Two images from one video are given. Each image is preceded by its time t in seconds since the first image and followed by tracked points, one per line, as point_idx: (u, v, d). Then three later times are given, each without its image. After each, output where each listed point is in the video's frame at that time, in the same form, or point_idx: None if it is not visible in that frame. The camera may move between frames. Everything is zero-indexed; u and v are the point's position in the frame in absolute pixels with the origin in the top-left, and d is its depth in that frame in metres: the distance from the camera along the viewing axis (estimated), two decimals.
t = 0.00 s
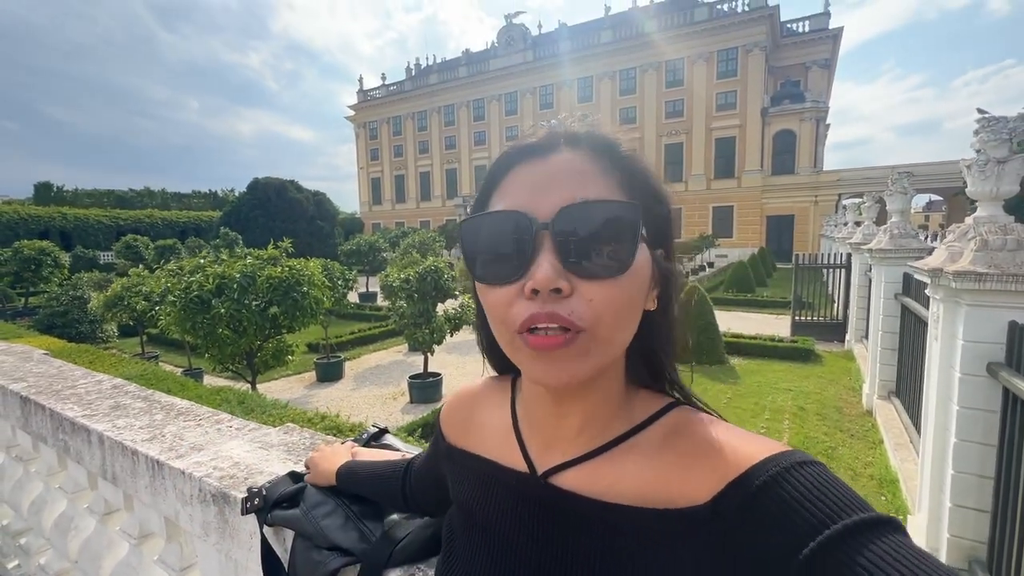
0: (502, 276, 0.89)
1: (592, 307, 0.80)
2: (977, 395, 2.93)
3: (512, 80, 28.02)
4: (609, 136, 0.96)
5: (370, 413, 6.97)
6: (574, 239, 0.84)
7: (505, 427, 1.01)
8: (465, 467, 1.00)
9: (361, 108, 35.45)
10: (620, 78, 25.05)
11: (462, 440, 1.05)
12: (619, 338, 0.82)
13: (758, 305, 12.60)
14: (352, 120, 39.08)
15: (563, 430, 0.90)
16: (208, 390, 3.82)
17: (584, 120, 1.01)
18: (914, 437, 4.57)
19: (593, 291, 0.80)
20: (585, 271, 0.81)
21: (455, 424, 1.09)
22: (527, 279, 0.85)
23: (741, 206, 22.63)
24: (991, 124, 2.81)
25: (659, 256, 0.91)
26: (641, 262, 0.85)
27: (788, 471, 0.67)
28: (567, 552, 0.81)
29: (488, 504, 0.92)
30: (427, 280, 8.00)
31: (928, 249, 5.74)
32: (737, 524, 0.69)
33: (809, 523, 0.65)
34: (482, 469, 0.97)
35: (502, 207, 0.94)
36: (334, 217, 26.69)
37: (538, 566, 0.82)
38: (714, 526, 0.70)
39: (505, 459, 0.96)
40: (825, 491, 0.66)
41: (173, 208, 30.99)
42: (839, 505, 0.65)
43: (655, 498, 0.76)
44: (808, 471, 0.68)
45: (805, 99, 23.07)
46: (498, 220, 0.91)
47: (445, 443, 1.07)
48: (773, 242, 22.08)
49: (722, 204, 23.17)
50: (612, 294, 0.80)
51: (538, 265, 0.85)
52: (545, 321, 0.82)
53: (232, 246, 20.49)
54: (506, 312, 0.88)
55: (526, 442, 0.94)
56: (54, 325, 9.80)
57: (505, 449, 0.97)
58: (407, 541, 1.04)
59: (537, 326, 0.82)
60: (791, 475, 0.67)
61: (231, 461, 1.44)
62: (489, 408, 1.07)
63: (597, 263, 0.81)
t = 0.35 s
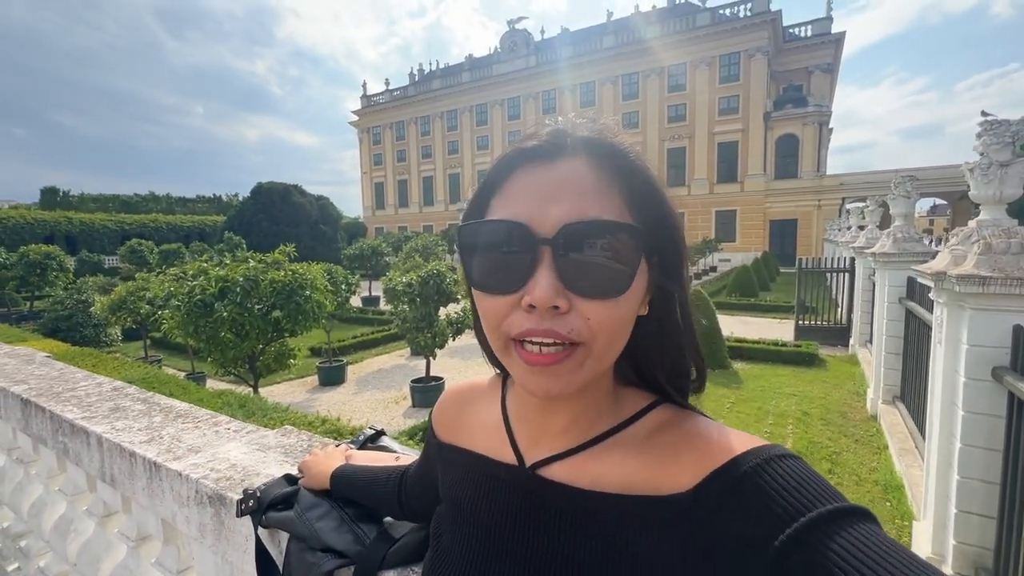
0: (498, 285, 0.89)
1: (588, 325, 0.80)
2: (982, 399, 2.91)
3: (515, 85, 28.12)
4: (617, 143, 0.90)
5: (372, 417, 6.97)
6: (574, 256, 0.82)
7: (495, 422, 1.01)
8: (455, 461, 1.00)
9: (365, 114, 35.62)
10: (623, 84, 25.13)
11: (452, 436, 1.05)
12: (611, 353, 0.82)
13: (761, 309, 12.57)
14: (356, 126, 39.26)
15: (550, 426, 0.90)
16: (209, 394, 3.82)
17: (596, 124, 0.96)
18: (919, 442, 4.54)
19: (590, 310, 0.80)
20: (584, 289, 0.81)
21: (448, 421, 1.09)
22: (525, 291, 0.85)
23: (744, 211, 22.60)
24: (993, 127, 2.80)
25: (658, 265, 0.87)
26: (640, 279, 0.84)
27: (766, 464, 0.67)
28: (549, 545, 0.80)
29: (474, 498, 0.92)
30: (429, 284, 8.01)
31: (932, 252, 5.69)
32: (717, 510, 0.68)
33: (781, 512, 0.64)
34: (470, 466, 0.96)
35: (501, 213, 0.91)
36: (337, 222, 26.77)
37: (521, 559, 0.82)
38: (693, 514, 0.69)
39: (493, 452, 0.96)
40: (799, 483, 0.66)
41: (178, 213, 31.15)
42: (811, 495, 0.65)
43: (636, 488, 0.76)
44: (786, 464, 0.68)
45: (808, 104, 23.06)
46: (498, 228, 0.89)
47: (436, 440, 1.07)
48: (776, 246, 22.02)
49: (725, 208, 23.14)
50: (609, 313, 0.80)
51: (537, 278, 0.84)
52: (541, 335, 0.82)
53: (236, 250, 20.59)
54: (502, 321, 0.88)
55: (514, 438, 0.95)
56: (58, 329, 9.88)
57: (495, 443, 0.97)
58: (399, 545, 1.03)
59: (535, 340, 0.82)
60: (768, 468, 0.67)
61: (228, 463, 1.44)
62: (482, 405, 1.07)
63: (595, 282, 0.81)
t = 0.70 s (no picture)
0: (483, 297, 0.88)
1: (569, 335, 0.78)
2: (988, 402, 2.87)
3: (518, 86, 28.14)
4: (590, 140, 0.86)
5: (373, 418, 6.95)
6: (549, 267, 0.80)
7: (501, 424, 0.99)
8: (463, 461, 0.98)
9: (367, 114, 35.68)
10: (625, 84, 25.11)
11: (459, 437, 1.03)
12: (599, 361, 0.80)
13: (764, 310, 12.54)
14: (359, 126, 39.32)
15: (553, 430, 0.88)
16: (210, 395, 3.81)
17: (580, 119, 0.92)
18: (924, 445, 4.49)
19: (570, 321, 0.78)
20: (564, 298, 0.79)
21: (455, 421, 1.07)
22: (507, 304, 0.84)
23: (747, 211, 22.55)
24: (1000, 127, 2.77)
25: (656, 262, 0.84)
26: (626, 282, 0.80)
27: (784, 467, 0.66)
28: (556, 551, 0.78)
29: (482, 499, 0.90)
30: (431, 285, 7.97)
31: (937, 253, 5.66)
32: (734, 513, 0.66)
33: (800, 518, 0.62)
34: (477, 467, 0.95)
35: (482, 225, 0.90)
36: (339, 223, 26.78)
37: (528, 563, 0.80)
38: (709, 518, 0.67)
39: (500, 454, 0.94)
40: (819, 487, 0.64)
41: (181, 214, 31.24)
42: (832, 499, 0.64)
43: (645, 491, 0.74)
44: (806, 469, 0.66)
45: (811, 105, 23.01)
46: (478, 242, 0.88)
47: (443, 441, 1.05)
48: (779, 247, 21.96)
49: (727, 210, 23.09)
50: (591, 322, 0.77)
51: (517, 290, 0.83)
52: (522, 348, 0.81)
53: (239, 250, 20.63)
54: (489, 333, 0.88)
55: (519, 440, 0.93)
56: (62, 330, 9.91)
57: (499, 446, 0.96)
58: (399, 549, 1.01)
59: (516, 354, 0.81)
60: (786, 473, 0.65)
61: (227, 465, 1.43)
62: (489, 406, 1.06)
63: (574, 288, 0.78)
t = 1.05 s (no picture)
0: (480, 311, 0.87)
1: (567, 350, 0.76)
2: (992, 400, 2.85)
3: (518, 83, 28.07)
4: (585, 145, 0.82)
5: (374, 416, 6.94)
6: (544, 279, 0.78)
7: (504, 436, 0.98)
8: (464, 473, 0.96)
9: (367, 112, 35.60)
10: (625, 81, 25.01)
11: (460, 448, 1.01)
12: (600, 375, 0.78)
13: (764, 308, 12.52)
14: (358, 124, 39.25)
15: (559, 443, 0.87)
16: (210, 394, 3.79)
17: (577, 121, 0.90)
18: (926, 443, 4.48)
19: (568, 336, 0.76)
20: (562, 313, 0.77)
21: (457, 430, 1.06)
22: (503, 318, 0.83)
23: (747, 209, 22.53)
24: (1004, 124, 2.75)
25: (662, 267, 0.81)
26: (628, 292, 0.77)
27: (802, 486, 0.63)
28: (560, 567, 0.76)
29: (485, 513, 0.88)
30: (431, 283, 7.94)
31: (939, 251, 5.64)
32: (751, 532, 0.64)
33: (823, 540, 0.61)
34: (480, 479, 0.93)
35: (478, 237, 0.89)
36: (339, 221, 26.75)
37: None
38: (722, 536, 0.65)
39: (503, 465, 0.93)
40: (838, 506, 0.63)
41: (181, 212, 31.20)
42: (854, 520, 0.62)
43: (652, 507, 0.72)
44: (825, 487, 0.65)
45: (812, 101, 22.97)
46: (474, 254, 0.87)
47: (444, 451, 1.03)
48: (780, 244, 21.96)
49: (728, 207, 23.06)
50: (589, 336, 0.76)
51: (514, 304, 0.81)
52: (519, 363, 0.80)
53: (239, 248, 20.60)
54: (488, 348, 0.86)
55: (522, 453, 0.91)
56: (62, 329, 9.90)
57: (502, 458, 0.94)
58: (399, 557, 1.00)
59: (512, 369, 0.80)
60: (805, 492, 0.63)
61: (225, 469, 1.41)
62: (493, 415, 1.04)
63: (571, 303, 0.76)
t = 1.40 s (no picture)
0: (501, 311, 0.84)
1: (601, 354, 0.76)
2: (990, 395, 2.85)
3: (517, 80, 27.99)
4: (614, 147, 0.83)
5: (373, 414, 6.93)
6: (583, 283, 0.77)
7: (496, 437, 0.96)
8: (454, 475, 0.96)
9: (366, 109, 35.49)
10: (625, 77, 24.92)
11: (450, 450, 1.01)
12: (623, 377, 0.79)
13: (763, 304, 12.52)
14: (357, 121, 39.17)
15: (549, 443, 0.86)
16: (209, 392, 3.78)
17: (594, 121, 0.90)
18: (925, 438, 4.48)
19: (604, 341, 0.76)
20: (597, 317, 0.77)
21: (448, 433, 1.05)
22: (532, 319, 0.80)
23: (747, 204, 22.50)
24: (1004, 119, 2.74)
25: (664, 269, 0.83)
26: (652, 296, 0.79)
27: (787, 485, 0.63)
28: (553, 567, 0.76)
29: (473, 514, 0.88)
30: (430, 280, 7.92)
31: (938, 246, 5.63)
32: (733, 531, 0.64)
33: (806, 538, 0.60)
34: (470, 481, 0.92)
35: (498, 234, 0.85)
36: (339, 218, 26.69)
37: None
38: (711, 534, 0.65)
39: (495, 468, 0.92)
40: (826, 506, 0.62)
41: (180, 210, 31.15)
42: (843, 521, 0.61)
43: (646, 507, 0.72)
44: (811, 486, 0.64)
45: (811, 96, 22.91)
46: (500, 250, 0.84)
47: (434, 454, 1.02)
48: (780, 240, 21.96)
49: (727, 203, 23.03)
50: (622, 340, 0.76)
51: (546, 307, 0.79)
52: (550, 368, 0.78)
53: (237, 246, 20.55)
54: (507, 350, 0.83)
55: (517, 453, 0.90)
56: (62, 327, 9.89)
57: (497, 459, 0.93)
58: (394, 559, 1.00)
59: (543, 372, 0.78)
60: (792, 490, 0.63)
61: (222, 469, 1.40)
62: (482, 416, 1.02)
63: (607, 307, 0.77)
